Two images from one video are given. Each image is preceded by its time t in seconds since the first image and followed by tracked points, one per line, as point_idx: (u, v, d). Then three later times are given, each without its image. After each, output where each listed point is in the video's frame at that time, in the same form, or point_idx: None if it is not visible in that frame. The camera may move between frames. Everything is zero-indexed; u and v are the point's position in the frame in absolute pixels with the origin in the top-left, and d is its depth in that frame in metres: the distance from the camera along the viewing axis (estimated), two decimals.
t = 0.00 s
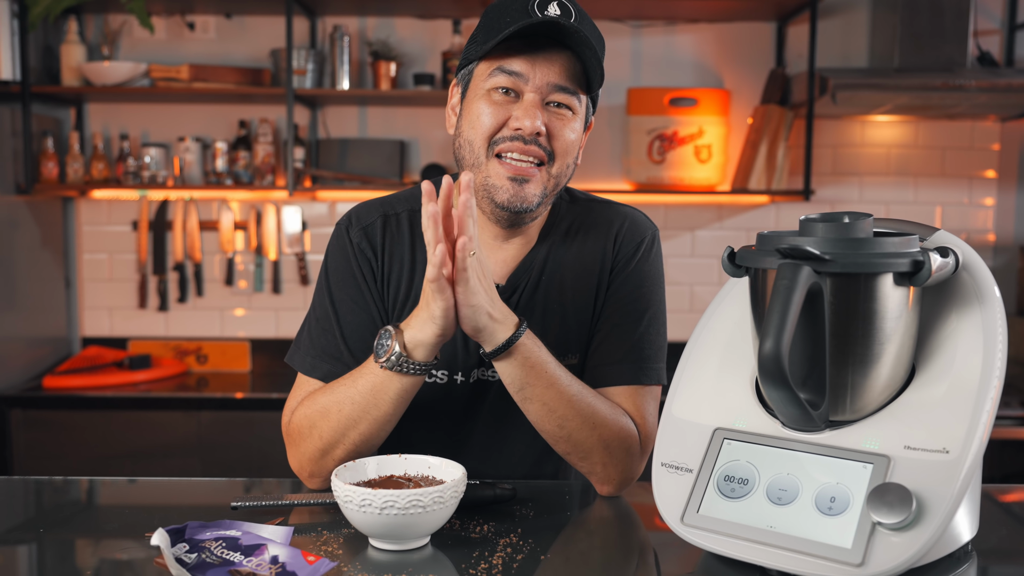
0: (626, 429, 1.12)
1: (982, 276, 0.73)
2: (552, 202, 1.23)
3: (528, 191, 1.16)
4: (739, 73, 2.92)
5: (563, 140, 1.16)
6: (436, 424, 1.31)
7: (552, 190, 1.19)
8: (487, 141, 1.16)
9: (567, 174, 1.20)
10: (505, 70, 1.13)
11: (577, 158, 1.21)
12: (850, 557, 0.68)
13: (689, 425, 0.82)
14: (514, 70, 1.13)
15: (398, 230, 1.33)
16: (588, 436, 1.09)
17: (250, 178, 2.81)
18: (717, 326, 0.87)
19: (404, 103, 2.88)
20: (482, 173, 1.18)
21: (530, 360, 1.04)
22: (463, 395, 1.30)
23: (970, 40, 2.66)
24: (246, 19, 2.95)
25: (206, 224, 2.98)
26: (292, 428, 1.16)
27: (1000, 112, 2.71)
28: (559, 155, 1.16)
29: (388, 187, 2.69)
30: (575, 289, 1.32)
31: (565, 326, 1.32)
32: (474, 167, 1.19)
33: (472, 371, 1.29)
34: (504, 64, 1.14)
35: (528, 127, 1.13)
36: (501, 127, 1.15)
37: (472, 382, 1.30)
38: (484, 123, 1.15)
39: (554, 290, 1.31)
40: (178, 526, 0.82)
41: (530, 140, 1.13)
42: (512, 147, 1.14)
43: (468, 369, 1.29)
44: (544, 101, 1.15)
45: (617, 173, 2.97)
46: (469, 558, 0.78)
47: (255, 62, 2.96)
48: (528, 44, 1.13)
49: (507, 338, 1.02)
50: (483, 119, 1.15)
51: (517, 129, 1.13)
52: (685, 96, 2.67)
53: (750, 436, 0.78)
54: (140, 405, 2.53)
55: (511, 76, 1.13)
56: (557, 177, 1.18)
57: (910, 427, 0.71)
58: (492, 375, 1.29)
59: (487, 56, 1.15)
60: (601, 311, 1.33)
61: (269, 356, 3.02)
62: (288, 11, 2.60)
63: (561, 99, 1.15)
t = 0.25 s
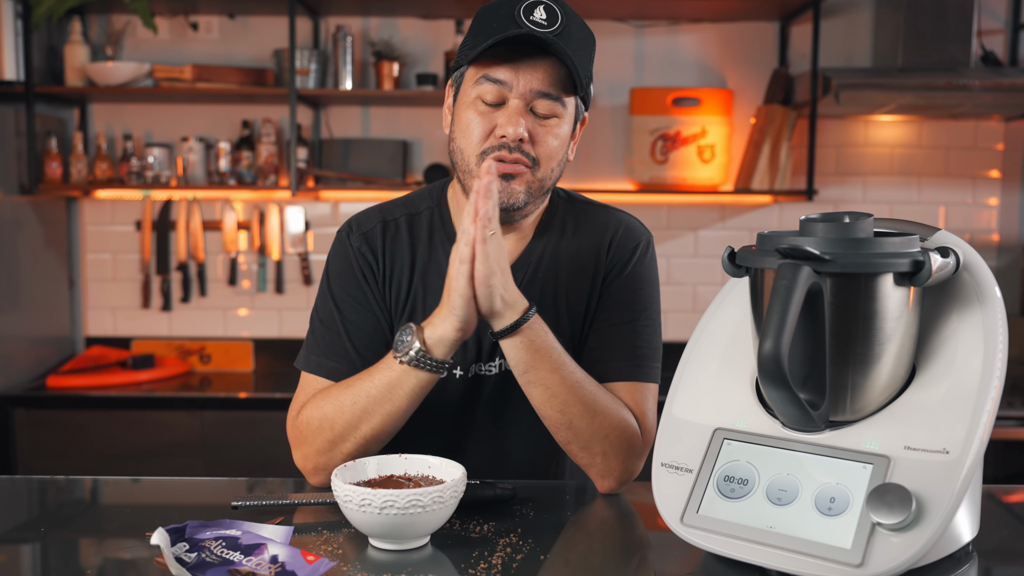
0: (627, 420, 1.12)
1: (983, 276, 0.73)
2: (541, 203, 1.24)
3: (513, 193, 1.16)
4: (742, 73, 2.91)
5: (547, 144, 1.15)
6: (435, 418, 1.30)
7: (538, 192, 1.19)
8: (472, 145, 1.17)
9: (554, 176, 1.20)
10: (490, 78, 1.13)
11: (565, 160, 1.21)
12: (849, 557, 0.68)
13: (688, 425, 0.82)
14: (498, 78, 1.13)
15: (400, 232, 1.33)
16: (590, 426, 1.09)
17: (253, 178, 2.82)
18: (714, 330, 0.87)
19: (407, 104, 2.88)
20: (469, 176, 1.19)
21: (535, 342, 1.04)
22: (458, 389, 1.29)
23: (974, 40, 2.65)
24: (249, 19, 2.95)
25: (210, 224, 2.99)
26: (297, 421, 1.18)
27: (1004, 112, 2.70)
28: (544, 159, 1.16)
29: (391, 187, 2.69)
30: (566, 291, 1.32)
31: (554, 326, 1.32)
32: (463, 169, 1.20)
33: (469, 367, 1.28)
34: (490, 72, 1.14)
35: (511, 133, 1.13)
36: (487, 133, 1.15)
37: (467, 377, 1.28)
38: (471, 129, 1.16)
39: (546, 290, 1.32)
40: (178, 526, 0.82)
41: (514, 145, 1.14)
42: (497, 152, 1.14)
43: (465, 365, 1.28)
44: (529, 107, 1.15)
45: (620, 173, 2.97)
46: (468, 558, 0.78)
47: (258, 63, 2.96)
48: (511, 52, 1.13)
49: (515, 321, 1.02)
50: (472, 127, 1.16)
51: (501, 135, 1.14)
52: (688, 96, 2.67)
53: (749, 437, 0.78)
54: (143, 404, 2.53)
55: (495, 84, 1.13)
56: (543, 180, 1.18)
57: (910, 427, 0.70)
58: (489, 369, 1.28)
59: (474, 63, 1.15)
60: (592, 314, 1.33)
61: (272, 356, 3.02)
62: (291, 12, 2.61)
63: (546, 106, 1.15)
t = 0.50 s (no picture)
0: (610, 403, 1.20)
1: (984, 276, 0.73)
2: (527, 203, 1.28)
3: (496, 202, 1.22)
4: (745, 73, 2.91)
5: (529, 157, 1.18)
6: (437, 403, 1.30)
7: (521, 199, 1.24)
8: (457, 154, 1.19)
9: (538, 182, 1.23)
10: (476, 92, 1.14)
11: (550, 167, 1.23)
12: (849, 557, 0.68)
13: (689, 426, 0.82)
14: (483, 94, 1.14)
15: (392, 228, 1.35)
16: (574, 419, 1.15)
17: (256, 179, 2.82)
18: (715, 329, 0.87)
19: (410, 104, 2.88)
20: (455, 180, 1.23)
21: (534, 387, 1.17)
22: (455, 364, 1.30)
23: (977, 39, 2.64)
24: (252, 19, 2.96)
25: (212, 224, 2.99)
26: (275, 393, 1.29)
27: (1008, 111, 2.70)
28: (526, 170, 1.20)
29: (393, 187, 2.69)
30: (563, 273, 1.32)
31: (551, 307, 1.31)
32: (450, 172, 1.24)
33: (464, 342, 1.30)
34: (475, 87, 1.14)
35: (494, 149, 1.15)
36: (472, 144, 1.17)
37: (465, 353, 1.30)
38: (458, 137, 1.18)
39: (541, 270, 1.31)
40: (179, 525, 0.82)
41: (496, 161, 1.17)
42: (480, 165, 1.18)
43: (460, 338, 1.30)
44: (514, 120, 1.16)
45: (623, 173, 2.96)
46: (468, 558, 0.78)
47: (260, 63, 2.97)
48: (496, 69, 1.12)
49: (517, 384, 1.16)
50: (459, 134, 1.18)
51: (483, 150, 1.16)
52: (690, 96, 2.67)
53: (749, 437, 0.78)
54: (146, 404, 2.54)
55: (480, 98, 1.14)
56: (526, 188, 1.22)
57: (910, 428, 0.70)
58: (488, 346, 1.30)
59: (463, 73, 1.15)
60: (591, 302, 1.33)
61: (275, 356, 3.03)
62: (293, 12, 2.61)
63: (531, 121, 1.16)
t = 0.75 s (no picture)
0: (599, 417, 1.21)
1: (984, 276, 0.73)
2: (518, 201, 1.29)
3: (483, 204, 1.24)
4: (748, 73, 2.91)
5: (506, 159, 1.21)
6: (440, 389, 1.30)
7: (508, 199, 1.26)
8: (438, 164, 1.23)
9: (523, 180, 1.25)
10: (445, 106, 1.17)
11: (532, 163, 1.25)
12: (848, 558, 0.68)
13: (689, 426, 0.81)
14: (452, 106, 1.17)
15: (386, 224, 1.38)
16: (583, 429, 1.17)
17: (259, 179, 2.82)
18: (716, 327, 0.87)
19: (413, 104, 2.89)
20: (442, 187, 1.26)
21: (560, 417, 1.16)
22: (453, 348, 1.29)
23: (981, 39, 2.64)
24: (255, 20, 2.96)
25: (216, 224, 2.99)
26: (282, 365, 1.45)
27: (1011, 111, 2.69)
28: (507, 171, 1.22)
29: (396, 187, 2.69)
30: (563, 265, 1.32)
31: (551, 295, 1.31)
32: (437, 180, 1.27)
33: (458, 325, 1.29)
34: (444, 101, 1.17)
35: (469, 156, 1.18)
36: (450, 153, 1.20)
37: (461, 336, 1.29)
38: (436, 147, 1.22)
39: (542, 260, 1.31)
40: (180, 524, 0.83)
41: (474, 167, 1.19)
42: (460, 173, 1.21)
43: (454, 322, 1.30)
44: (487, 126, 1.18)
45: (626, 173, 2.96)
46: (468, 557, 0.78)
47: (263, 63, 2.97)
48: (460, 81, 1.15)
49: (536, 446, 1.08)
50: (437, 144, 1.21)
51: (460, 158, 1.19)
52: (693, 96, 2.67)
53: (749, 437, 0.77)
54: (149, 404, 2.54)
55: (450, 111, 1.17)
56: (510, 188, 1.24)
57: (910, 427, 0.70)
58: (486, 330, 1.29)
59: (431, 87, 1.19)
60: (592, 296, 1.33)
61: (278, 356, 3.03)
62: (296, 12, 2.61)
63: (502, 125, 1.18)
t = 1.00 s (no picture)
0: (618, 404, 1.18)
1: (986, 276, 0.73)
2: (506, 176, 1.29)
3: (470, 184, 1.24)
4: (752, 73, 2.90)
5: (479, 131, 1.20)
6: (439, 385, 1.29)
7: (494, 172, 1.25)
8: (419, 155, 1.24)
9: (503, 151, 1.24)
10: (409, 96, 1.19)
11: (509, 132, 1.24)
12: (848, 558, 0.68)
13: (689, 426, 0.81)
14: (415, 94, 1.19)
15: (388, 224, 1.38)
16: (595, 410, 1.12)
17: (262, 179, 2.82)
18: (717, 326, 0.87)
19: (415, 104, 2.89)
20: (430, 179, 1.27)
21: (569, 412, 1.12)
22: (451, 343, 1.28)
23: (985, 38, 2.63)
24: (258, 20, 2.96)
25: (219, 224, 3.00)
26: (280, 378, 1.42)
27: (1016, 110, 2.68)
28: (484, 144, 1.21)
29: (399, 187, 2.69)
30: (562, 259, 1.31)
31: (549, 289, 1.30)
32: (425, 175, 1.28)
33: (456, 320, 1.29)
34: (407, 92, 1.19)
35: (442, 138, 1.19)
36: (426, 140, 1.22)
37: (459, 331, 1.29)
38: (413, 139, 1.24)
39: (540, 255, 1.31)
40: (180, 524, 0.83)
41: (449, 148, 1.20)
42: (439, 157, 1.21)
43: (453, 317, 1.29)
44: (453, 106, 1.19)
45: (629, 172, 2.96)
46: (467, 557, 0.78)
47: (267, 63, 2.97)
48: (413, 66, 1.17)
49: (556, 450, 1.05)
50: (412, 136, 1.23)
51: (435, 143, 1.20)
52: (696, 95, 2.66)
53: (750, 437, 0.77)
54: (153, 403, 2.55)
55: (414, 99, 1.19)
56: (493, 161, 1.24)
57: (911, 428, 0.70)
58: (485, 325, 1.29)
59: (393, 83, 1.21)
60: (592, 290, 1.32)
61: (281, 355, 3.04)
62: (299, 12, 2.61)
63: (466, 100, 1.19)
